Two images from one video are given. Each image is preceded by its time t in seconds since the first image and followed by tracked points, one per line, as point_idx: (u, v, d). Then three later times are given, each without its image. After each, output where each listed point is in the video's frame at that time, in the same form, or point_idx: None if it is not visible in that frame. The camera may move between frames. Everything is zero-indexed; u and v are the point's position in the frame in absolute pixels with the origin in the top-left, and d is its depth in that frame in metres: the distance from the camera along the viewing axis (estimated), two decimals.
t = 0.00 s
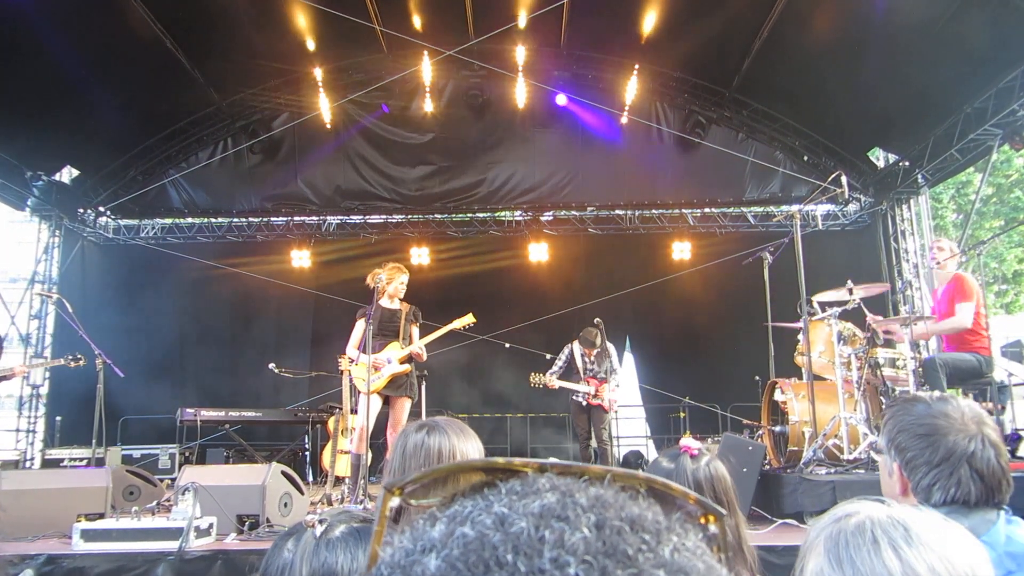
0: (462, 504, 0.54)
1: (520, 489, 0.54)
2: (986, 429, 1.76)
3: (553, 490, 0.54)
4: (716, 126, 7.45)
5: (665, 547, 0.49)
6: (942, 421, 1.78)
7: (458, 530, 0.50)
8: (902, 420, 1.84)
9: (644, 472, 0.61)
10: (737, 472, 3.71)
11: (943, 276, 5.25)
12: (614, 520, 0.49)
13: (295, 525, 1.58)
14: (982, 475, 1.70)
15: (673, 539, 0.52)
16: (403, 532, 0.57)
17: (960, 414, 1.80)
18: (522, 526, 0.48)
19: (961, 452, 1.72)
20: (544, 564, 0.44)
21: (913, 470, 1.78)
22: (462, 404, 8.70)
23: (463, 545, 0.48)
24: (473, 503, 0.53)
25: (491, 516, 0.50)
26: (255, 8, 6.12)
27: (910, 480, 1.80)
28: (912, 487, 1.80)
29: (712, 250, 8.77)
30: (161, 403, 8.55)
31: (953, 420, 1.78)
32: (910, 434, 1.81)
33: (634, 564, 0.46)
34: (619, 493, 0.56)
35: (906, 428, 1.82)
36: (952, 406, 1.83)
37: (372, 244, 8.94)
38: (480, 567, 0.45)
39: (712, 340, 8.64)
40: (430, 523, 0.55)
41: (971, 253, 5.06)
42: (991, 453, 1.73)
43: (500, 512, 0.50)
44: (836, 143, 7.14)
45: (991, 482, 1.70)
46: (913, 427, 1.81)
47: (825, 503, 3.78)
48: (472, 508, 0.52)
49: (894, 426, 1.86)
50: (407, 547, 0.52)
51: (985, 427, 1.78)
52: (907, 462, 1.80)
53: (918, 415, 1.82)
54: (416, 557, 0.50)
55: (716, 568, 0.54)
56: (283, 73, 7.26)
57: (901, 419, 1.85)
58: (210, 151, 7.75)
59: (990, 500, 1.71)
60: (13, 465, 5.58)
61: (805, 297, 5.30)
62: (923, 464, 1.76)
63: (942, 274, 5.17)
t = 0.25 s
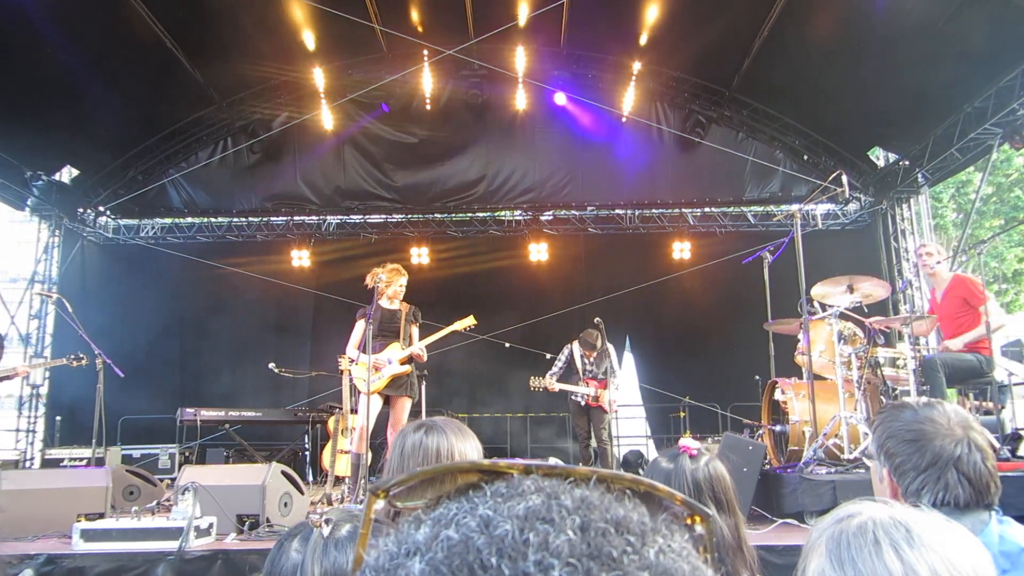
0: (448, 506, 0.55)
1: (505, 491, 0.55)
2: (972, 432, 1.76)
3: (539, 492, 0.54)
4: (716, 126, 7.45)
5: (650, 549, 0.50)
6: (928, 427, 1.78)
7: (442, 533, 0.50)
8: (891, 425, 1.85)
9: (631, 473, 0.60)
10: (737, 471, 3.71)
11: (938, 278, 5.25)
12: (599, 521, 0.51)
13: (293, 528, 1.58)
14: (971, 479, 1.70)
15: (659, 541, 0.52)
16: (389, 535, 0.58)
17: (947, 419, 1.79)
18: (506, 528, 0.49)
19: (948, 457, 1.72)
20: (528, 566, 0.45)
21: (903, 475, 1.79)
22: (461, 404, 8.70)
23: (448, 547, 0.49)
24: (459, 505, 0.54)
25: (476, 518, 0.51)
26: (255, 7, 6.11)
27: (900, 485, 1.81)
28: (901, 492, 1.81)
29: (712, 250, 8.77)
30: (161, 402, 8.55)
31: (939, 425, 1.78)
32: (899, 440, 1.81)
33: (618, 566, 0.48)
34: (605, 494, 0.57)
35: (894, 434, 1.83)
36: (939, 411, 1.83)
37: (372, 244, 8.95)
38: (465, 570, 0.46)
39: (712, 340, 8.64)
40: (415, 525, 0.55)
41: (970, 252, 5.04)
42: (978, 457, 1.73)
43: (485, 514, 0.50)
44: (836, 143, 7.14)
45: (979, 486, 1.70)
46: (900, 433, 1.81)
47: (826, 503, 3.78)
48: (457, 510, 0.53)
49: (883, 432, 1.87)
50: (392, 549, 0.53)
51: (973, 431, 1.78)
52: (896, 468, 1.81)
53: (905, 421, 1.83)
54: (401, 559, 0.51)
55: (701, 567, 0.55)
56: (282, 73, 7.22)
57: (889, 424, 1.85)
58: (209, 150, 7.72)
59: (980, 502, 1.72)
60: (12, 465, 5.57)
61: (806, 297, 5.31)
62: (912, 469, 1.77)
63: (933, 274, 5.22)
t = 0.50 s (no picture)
0: (442, 507, 0.55)
1: (499, 493, 0.55)
2: (961, 435, 1.73)
3: (533, 493, 0.55)
4: (716, 126, 7.44)
5: (644, 551, 0.50)
6: (915, 429, 1.77)
7: (436, 534, 0.51)
8: (881, 426, 1.84)
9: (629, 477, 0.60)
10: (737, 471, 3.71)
11: (936, 279, 5.25)
12: (592, 523, 0.51)
13: (293, 528, 1.58)
14: (954, 481, 1.69)
15: (652, 543, 0.52)
16: (383, 537, 0.59)
17: (936, 422, 1.77)
18: (500, 530, 0.49)
19: (932, 458, 1.71)
20: (522, 567, 0.46)
21: (889, 474, 1.79)
22: (462, 403, 8.70)
23: (441, 548, 0.49)
24: (452, 507, 0.54)
25: (470, 519, 0.51)
26: (254, 8, 6.11)
27: (887, 485, 1.80)
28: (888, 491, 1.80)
29: (712, 250, 8.77)
30: (161, 402, 8.55)
31: (927, 428, 1.76)
32: (887, 441, 1.80)
33: (611, 567, 0.47)
34: (598, 496, 0.56)
35: (883, 434, 1.81)
36: (929, 413, 1.81)
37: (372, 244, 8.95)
38: (458, 570, 0.47)
39: (712, 339, 8.63)
40: (409, 526, 0.56)
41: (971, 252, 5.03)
42: (964, 460, 1.70)
43: (479, 516, 0.51)
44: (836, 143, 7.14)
45: (963, 487, 1.69)
46: (888, 434, 1.80)
47: (826, 503, 3.78)
48: (451, 512, 0.54)
49: (873, 432, 1.86)
50: (386, 551, 0.53)
51: (963, 433, 1.75)
52: (883, 467, 1.80)
53: (894, 423, 1.81)
54: (395, 560, 0.51)
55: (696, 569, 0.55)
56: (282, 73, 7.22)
57: (880, 425, 1.84)
58: (209, 150, 7.72)
59: (966, 504, 1.70)
60: (12, 465, 5.57)
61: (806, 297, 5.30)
62: (898, 470, 1.76)
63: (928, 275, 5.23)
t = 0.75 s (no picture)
0: (423, 505, 0.55)
1: (480, 492, 0.55)
2: (952, 436, 1.74)
3: (514, 492, 0.55)
4: (716, 126, 7.45)
5: (623, 549, 0.50)
6: (907, 430, 1.77)
7: (416, 533, 0.51)
8: (874, 427, 1.85)
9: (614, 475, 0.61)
10: (737, 471, 3.70)
11: (933, 278, 5.25)
12: (573, 522, 0.51)
13: (290, 528, 1.58)
14: (944, 481, 1.70)
15: (632, 540, 0.52)
16: (365, 534, 0.59)
17: (928, 423, 1.78)
18: (480, 528, 0.50)
19: (922, 459, 1.72)
20: (500, 565, 0.47)
21: (882, 475, 1.80)
22: (461, 403, 8.70)
23: (421, 547, 0.50)
24: (434, 505, 0.55)
25: (450, 519, 0.52)
26: (255, 8, 6.11)
27: (880, 486, 1.81)
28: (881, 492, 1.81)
29: (712, 249, 8.77)
30: (161, 401, 8.56)
31: (917, 429, 1.77)
32: (879, 442, 1.81)
33: (591, 565, 0.48)
34: (579, 494, 0.57)
35: (877, 436, 1.82)
36: (921, 414, 1.81)
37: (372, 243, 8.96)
38: (438, 569, 0.48)
39: (712, 339, 8.64)
40: (391, 525, 0.56)
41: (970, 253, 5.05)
42: (955, 460, 1.70)
43: (460, 515, 0.51)
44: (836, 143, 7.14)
45: (954, 488, 1.69)
46: (880, 435, 1.81)
47: (826, 503, 3.78)
48: (432, 510, 0.54)
49: (867, 433, 1.87)
50: (366, 550, 0.54)
51: (955, 433, 1.75)
52: (877, 468, 1.81)
53: (887, 423, 1.82)
54: (375, 558, 0.52)
55: (676, 566, 0.55)
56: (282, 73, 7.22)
57: (874, 426, 1.85)
58: (209, 150, 7.73)
59: (958, 505, 1.70)
60: (13, 465, 5.57)
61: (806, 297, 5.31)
62: (890, 470, 1.78)
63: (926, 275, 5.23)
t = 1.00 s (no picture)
0: (408, 508, 0.56)
1: (466, 494, 0.55)
2: (946, 436, 1.73)
3: (499, 493, 0.55)
4: (716, 126, 7.45)
5: (608, 549, 0.50)
6: (900, 431, 1.77)
7: (400, 535, 0.52)
8: (868, 427, 1.85)
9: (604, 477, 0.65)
10: (737, 470, 3.70)
11: (930, 276, 5.24)
12: (557, 522, 0.51)
13: (287, 528, 1.58)
14: (937, 483, 1.69)
15: (618, 541, 0.52)
16: (350, 538, 0.60)
17: (922, 424, 1.77)
18: (464, 530, 0.50)
19: (915, 460, 1.72)
20: (483, 566, 0.47)
21: (875, 475, 1.80)
22: (461, 403, 8.70)
23: (404, 549, 0.50)
24: (418, 508, 0.55)
25: (435, 520, 0.52)
26: (254, 8, 6.11)
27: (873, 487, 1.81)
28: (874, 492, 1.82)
29: (712, 249, 8.78)
30: (161, 402, 8.56)
31: (911, 430, 1.76)
32: (873, 443, 1.81)
33: (574, 566, 0.47)
34: (564, 495, 0.57)
35: (870, 436, 1.82)
36: (915, 414, 1.80)
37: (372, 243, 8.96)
38: (420, 570, 0.47)
39: (712, 339, 8.63)
40: (376, 527, 0.57)
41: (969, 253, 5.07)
42: (948, 461, 1.70)
43: (444, 516, 0.51)
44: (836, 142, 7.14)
45: (947, 489, 1.69)
46: (874, 436, 1.81)
47: (826, 502, 3.75)
48: (416, 512, 0.54)
49: (861, 432, 1.86)
50: (351, 552, 0.54)
51: (949, 434, 1.74)
52: (870, 468, 1.82)
53: (881, 424, 1.82)
54: (358, 561, 0.52)
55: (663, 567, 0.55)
56: (281, 73, 7.21)
57: (868, 427, 1.85)
58: (208, 150, 7.74)
59: (951, 506, 1.70)
60: (12, 465, 5.56)
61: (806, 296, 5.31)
62: (883, 471, 1.78)
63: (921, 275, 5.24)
